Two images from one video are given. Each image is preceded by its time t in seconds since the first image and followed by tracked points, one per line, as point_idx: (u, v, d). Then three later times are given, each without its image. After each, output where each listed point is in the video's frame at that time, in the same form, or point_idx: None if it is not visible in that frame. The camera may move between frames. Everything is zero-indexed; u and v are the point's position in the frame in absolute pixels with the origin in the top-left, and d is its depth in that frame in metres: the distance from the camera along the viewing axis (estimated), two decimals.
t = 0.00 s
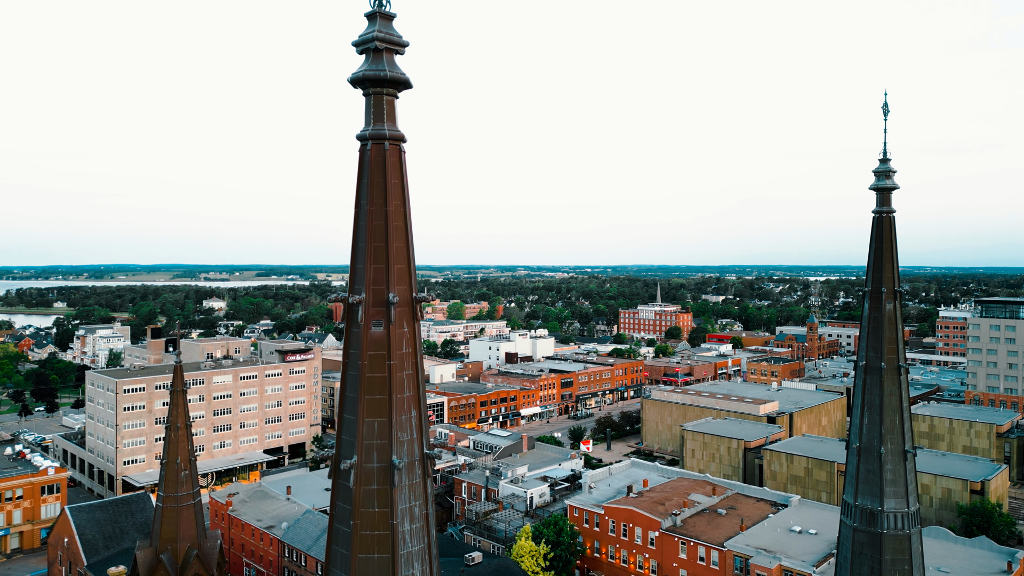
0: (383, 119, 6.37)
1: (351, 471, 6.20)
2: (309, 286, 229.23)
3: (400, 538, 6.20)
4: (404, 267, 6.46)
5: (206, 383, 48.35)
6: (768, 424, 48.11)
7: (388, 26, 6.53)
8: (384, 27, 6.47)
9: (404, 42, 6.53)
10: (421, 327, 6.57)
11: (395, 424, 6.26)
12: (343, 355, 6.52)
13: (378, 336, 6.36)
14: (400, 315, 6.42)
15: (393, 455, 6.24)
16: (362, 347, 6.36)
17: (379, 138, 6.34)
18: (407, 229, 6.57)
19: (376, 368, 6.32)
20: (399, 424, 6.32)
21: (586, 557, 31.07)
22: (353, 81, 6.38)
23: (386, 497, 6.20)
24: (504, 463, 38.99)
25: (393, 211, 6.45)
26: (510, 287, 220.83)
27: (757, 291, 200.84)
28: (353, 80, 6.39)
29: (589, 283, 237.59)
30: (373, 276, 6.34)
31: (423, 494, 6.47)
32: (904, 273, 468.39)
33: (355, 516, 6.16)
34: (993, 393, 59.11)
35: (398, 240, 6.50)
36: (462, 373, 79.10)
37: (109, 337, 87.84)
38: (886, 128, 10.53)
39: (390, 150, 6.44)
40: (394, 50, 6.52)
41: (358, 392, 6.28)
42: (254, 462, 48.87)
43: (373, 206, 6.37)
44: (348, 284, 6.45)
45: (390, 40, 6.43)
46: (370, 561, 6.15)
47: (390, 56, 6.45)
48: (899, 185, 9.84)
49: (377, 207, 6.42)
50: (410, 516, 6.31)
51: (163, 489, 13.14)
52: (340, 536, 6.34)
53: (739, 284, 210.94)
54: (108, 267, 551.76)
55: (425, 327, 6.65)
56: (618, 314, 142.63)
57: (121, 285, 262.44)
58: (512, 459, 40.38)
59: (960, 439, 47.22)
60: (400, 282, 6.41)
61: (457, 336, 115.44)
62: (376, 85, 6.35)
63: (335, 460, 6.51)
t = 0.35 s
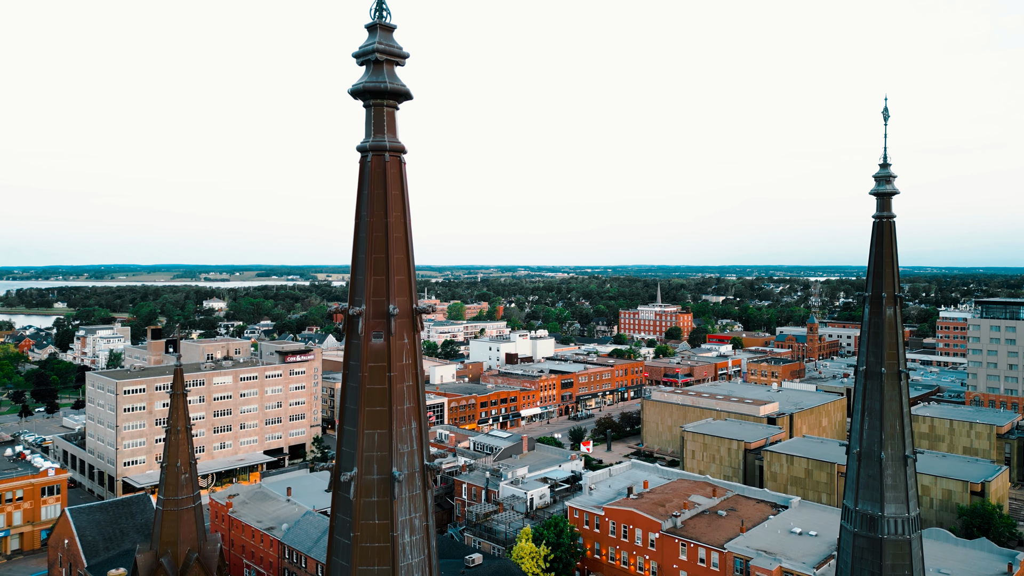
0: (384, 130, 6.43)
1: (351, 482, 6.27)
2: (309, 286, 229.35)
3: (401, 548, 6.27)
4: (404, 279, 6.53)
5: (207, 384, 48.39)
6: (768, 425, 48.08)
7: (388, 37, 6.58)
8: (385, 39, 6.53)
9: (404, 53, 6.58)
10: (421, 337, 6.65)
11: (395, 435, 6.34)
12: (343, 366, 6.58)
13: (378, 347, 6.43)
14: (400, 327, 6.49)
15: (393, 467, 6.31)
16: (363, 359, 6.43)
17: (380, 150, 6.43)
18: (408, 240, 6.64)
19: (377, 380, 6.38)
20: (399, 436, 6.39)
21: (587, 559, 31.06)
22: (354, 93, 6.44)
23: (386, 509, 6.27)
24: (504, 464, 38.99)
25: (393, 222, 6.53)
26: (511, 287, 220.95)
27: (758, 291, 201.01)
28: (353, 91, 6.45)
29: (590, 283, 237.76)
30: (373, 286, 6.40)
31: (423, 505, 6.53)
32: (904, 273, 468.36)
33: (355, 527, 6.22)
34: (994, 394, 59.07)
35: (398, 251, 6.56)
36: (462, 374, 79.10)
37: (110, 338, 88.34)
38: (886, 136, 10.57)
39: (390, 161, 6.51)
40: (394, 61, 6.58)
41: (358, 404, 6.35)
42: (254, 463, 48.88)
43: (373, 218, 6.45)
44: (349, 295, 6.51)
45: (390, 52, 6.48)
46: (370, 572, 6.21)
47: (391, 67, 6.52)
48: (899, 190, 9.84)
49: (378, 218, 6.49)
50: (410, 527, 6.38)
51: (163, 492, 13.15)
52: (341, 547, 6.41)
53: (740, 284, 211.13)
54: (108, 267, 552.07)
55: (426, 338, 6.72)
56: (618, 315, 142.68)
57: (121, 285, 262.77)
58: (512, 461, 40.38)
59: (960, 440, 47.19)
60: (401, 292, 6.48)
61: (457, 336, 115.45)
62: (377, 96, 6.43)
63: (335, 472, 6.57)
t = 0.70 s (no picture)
0: (383, 143, 6.69)
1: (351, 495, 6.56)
2: (309, 286, 228.94)
3: (398, 560, 6.59)
4: (403, 295, 6.82)
5: (207, 386, 48.44)
6: (769, 425, 48.10)
7: (388, 50, 6.83)
8: (384, 51, 6.77)
9: (404, 65, 6.85)
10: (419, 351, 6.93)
11: (394, 448, 6.63)
12: (344, 378, 6.86)
13: (378, 359, 6.70)
14: (399, 342, 6.77)
15: (393, 481, 6.62)
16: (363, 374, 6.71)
17: (379, 161, 6.69)
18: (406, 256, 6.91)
19: (376, 393, 6.68)
20: (398, 448, 6.70)
21: (587, 561, 31.03)
22: (354, 105, 6.71)
23: (385, 522, 6.57)
24: (504, 465, 39.01)
25: (392, 237, 6.81)
26: (511, 287, 220.76)
27: (758, 292, 200.88)
28: (353, 104, 6.71)
29: (591, 284, 237.66)
30: (373, 300, 6.68)
31: (423, 518, 6.84)
32: (904, 273, 468.25)
33: (356, 540, 6.55)
34: (994, 395, 59.06)
35: (397, 265, 6.83)
36: (463, 375, 79.10)
37: (110, 338, 88.60)
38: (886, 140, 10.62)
39: (390, 174, 6.78)
40: (394, 73, 6.83)
41: (358, 416, 6.64)
42: (255, 464, 48.87)
43: (373, 230, 6.73)
44: (349, 308, 6.78)
45: (389, 64, 6.72)
46: None
47: (390, 79, 6.77)
48: (899, 196, 9.86)
49: (377, 231, 6.76)
50: (409, 541, 6.69)
51: (163, 495, 13.18)
52: (341, 556, 6.74)
53: (740, 284, 211.11)
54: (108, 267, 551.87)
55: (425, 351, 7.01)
56: (619, 316, 142.57)
57: (122, 286, 263.18)
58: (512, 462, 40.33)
59: (960, 441, 47.20)
60: (399, 308, 6.76)
61: (458, 337, 115.30)
62: (376, 109, 6.69)
63: (335, 485, 6.88)
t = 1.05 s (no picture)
0: (383, 154, 6.73)
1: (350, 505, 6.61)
2: (310, 286, 229.50)
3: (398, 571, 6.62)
4: (402, 306, 6.86)
5: (206, 387, 48.40)
6: (769, 426, 48.08)
7: (388, 61, 6.85)
8: (383, 62, 6.79)
9: (403, 75, 6.87)
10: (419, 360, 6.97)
11: (394, 460, 6.67)
12: (344, 389, 6.89)
13: (377, 370, 6.72)
14: (399, 352, 6.80)
15: (392, 492, 6.65)
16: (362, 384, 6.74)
17: (378, 173, 6.73)
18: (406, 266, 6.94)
19: (375, 404, 6.70)
20: (397, 460, 6.73)
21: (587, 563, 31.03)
22: (353, 116, 6.74)
23: (384, 533, 6.60)
24: (504, 466, 38.99)
25: (392, 247, 6.83)
26: (511, 287, 220.80)
27: (759, 292, 200.94)
28: (352, 114, 6.74)
29: (591, 284, 237.80)
30: (373, 310, 6.72)
31: (422, 529, 6.87)
32: (904, 272, 468.34)
33: (355, 551, 6.57)
34: (995, 395, 59.03)
35: (396, 275, 6.86)
36: (463, 375, 79.06)
37: (110, 338, 88.76)
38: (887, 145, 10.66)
39: (389, 185, 6.81)
40: (393, 84, 6.85)
41: (357, 427, 6.67)
42: (255, 464, 48.86)
43: (373, 241, 6.76)
44: (348, 319, 6.81)
45: (389, 75, 6.74)
46: None
47: (390, 90, 6.80)
48: (899, 200, 9.90)
49: (377, 241, 6.78)
50: (408, 553, 6.72)
51: (163, 498, 13.18)
52: (341, 566, 6.77)
53: (740, 284, 211.21)
54: (109, 267, 552.19)
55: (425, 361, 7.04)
56: (619, 316, 142.60)
57: (122, 286, 263.48)
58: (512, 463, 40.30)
59: (961, 441, 47.18)
60: (399, 319, 6.80)
61: (458, 337, 115.23)
62: (376, 120, 6.71)
63: (335, 496, 6.91)
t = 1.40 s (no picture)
0: (382, 163, 6.76)
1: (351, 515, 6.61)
2: (310, 286, 229.56)
3: None
4: (402, 314, 6.87)
5: (207, 388, 48.39)
6: (769, 427, 48.09)
7: (388, 69, 6.85)
8: (383, 71, 6.79)
9: (403, 85, 6.87)
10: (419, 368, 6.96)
11: (394, 470, 6.68)
12: (343, 398, 6.90)
13: (376, 380, 6.73)
14: (399, 361, 6.82)
15: (392, 501, 6.66)
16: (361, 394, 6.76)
17: (378, 182, 6.74)
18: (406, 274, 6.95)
19: (374, 414, 6.71)
20: (397, 469, 6.75)
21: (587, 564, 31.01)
22: (353, 124, 6.75)
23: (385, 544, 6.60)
24: (505, 467, 38.97)
25: (391, 257, 6.84)
26: (511, 287, 220.93)
27: (759, 292, 201.19)
28: (352, 124, 6.75)
29: (591, 284, 237.94)
30: (372, 319, 6.74)
31: (422, 539, 6.87)
32: (904, 272, 468.54)
33: (354, 562, 6.59)
34: (995, 396, 58.98)
35: (396, 285, 6.87)
36: (462, 376, 79.08)
37: (111, 339, 88.83)
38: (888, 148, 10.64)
39: (388, 194, 6.83)
40: (392, 93, 6.86)
41: (357, 437, 6.68)
42: (255, 465, 48.90)
43: (372, 250, 6.76)
44: (348, 328, 6.81)
45: (388, 84, 6.75)
46: None
47: (389, 100, 6.81)
48: (899, 205, 9.90)
49: (377, 251, 6.79)
50: (408, 563, 6.73)
51: (163, 501, 13.19)
52: None
53: (740, 284, 211.38)
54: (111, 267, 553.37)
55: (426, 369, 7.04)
56: (619, 316, 142.73)
57: (122, 286, 263.92)
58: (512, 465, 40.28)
59: (961, 442, 47.17)
60: (398, 327, 6.83)
61: (458, 337, 115.26)
62: (375, 129, 6.72)
63: (335, 506, 6.93)
